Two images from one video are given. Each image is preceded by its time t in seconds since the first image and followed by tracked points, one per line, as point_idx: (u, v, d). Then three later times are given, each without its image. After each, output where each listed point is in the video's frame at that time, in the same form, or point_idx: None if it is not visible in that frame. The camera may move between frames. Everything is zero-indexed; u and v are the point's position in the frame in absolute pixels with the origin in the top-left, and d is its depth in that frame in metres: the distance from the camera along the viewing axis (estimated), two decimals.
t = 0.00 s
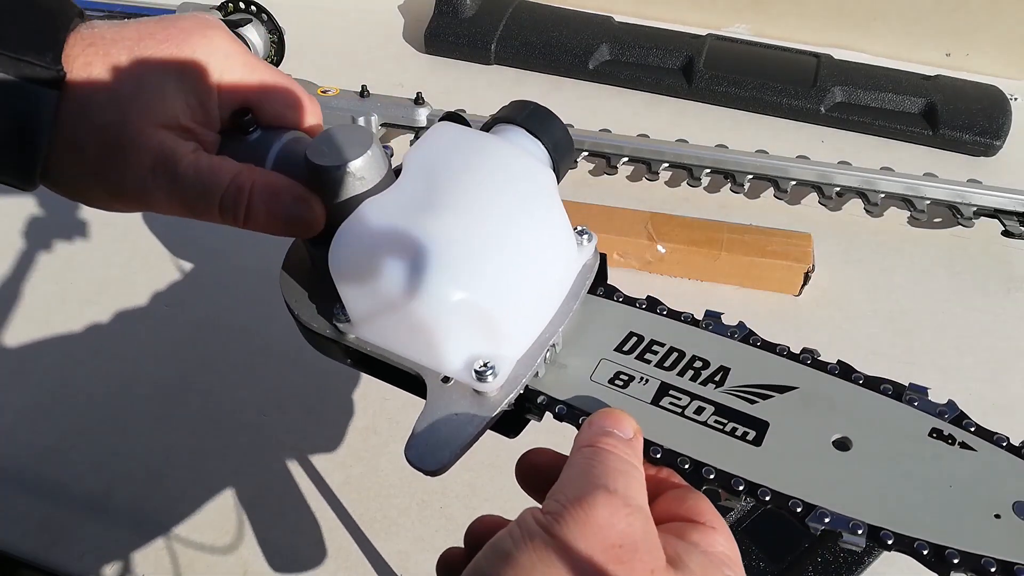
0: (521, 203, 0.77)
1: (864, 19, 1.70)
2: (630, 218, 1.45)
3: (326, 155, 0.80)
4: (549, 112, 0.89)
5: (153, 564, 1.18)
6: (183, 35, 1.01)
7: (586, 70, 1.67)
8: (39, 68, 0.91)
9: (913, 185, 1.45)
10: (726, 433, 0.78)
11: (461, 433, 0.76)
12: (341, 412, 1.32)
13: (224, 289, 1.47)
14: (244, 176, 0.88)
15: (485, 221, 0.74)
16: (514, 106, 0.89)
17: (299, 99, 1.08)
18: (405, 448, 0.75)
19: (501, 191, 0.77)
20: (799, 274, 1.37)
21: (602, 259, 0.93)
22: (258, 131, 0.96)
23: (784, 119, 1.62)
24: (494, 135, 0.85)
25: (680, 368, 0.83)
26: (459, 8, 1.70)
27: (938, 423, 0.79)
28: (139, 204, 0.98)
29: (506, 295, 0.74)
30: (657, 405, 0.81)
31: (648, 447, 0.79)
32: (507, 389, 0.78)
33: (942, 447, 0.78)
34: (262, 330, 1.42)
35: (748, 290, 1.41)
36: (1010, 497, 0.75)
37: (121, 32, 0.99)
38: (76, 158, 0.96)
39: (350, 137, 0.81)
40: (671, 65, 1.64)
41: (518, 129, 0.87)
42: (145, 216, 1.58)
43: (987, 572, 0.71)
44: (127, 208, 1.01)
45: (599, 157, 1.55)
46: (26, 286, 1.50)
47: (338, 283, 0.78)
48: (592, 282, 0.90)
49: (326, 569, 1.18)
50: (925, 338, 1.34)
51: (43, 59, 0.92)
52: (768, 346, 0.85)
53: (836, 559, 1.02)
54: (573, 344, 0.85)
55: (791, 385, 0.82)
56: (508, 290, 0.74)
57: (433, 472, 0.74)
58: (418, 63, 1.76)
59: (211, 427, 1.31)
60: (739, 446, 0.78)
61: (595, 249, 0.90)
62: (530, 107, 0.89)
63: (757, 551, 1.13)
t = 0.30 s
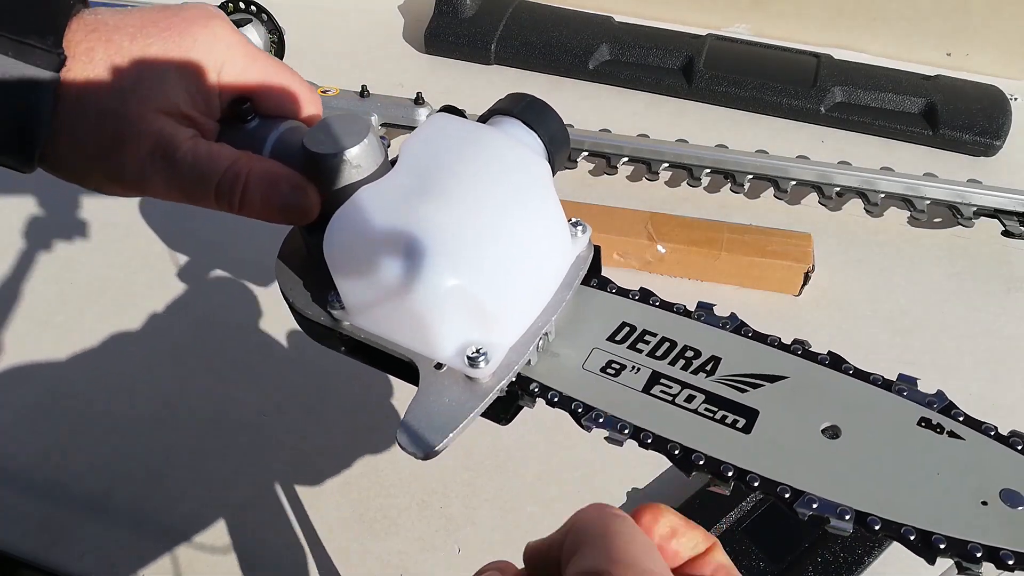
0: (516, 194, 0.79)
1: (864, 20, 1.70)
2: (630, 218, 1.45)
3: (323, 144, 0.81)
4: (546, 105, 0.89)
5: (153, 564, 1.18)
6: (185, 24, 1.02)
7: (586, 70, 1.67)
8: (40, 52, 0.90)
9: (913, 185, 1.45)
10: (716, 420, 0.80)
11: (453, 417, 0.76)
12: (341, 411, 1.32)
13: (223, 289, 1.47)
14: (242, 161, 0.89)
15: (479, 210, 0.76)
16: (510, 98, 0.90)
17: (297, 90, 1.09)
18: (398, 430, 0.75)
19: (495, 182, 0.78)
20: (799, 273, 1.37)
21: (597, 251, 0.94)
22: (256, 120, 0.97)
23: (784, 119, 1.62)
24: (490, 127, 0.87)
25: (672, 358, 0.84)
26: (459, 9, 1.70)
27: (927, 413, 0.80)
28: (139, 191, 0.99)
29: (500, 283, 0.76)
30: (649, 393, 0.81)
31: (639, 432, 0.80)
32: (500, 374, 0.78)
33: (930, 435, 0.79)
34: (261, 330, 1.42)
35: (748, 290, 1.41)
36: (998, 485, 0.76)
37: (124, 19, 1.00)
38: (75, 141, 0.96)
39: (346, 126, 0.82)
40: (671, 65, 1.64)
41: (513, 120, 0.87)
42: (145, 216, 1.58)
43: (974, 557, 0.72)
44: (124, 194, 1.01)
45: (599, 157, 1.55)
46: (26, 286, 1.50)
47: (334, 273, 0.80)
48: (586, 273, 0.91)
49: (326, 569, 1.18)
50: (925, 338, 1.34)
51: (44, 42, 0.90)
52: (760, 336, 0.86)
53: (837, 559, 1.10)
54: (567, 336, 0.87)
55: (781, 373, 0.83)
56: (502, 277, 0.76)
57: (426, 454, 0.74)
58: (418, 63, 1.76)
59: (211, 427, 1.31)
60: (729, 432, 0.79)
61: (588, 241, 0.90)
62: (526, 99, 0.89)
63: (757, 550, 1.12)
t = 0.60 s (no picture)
0: (498, 144, 0.89)
1: (864, 20, 1.69)
2: (630, 218, 1.45)
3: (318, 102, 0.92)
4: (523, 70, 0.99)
5: (153, 564, 1.18)
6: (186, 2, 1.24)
7: (586, 70, 1.67)
8: (49, 17, 1.04)
9: (913, 185, 1.45)
10: (703, 342, 0.91)
11: (448, 347, 0.86)
12: (341, 410, 1.33)
13: (223, 288, 1.47)
14: (235, 122, 1.01)
15: (466, 156, 0.86)
16: (496, 65, 1.00)
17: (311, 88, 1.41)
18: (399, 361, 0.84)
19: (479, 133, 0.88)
20: (798, 273, 1.36)
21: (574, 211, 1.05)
22: (246, 91, 1.11)
23: (784, 119, 1.62)
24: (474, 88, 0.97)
25: (654, 293, 0.95)
26: (459, 8, 1.70)
27: (898, 322, 0.92)
28: (135, 149, 1.13)
29: (485, 222, 0.86)
30: (636, 323, 0.92)
31: (630, 355, 0.90)
32: (492, 311, 0.88)
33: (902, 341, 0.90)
34: (261, 329, 1.42)
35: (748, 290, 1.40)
36: (968, 377, 0.86)
37: None
38: (83, 101, 1.12)
39: (335, 88, 0.94)
40: (671, 65, 1.64)
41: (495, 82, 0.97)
42: (145, 215, 1.58)
43: (952, 437, 0.82)
44: (126, 152, 1.17)
45: (599, 157, 1.55)
46: (26, 286, 1.50)
47: (330, 223, 0.90)
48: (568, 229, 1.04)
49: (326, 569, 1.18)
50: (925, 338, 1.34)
51: (54, 7, 1.05)
52: (736, 272, 0.98)
53: (838, 559, 1.10)
54: (555, 281, 0.98)
55: (757, 301, 0.94)
56: (487, 217, 0.86)
57: (426, 381, 0.83)
58: (418, 63, 1.76)
59: (212, 426, 1.31)
60: (714, 350, 0.90)
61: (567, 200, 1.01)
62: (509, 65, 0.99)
63: (757, 550, 1.12)
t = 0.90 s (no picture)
0: (501, 122, 0.96)
1: (864, 20, 1.70)
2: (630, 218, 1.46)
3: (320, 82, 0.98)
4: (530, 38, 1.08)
5: (154, 564, 1.18)
6: None
7: (586, 70, 1.67)
8: (50, 10, 1.12)
9: (913, 185, 1.44)
10: (720, 312, 1.10)
11: (458, 327, 0.96)
12: (341, 410, 1.33)
13: (224, 288, 1.47)
14: (237, 105, 1.07)
15: (473, 139, 0.92)
16: (498, 33, 1.08)
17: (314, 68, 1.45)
18: (411, 344, 0.95)
19: (486, 114, 0.95)
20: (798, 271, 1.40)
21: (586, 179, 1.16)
22: (246, 75, 1.16)
23: (784, 119, 1.62)
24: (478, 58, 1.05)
25: (671, 266, 1.15)
26: (459, 9, 1.70)
27: (922, 287, 1.13)
28: (138, 135, 1.18)
29: (491, 202, 0.93)
30: (654, 297, 1.12)
31: (648, 331, 1.10)
32: (501, 293, 0.98)
33: (927, 306, 1.11)
34: (261, 329, 1.42)
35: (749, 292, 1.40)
36: (992, 346, 1.07)
37: None
38: (87, 92, 1.18)
39: (335, 68, 1.00)
40: (671, 65, 1.64)
41: (506, 56, 1.06)
42: (144, 215, 1.58)
43: (983, 408, 1.02)
44: (129, 141, 1.22)
45: (599, 157, 1.55)
46: (26, 286, 1.50)
47: (340, 202, 0.98)
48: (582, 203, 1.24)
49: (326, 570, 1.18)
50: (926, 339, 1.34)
51: None
52: (754, 239, 1.18)
53: (838, 559, 1.10)
54: (570, 256, 1.17)
55: (776, 271, 1.14)
56: (493, 198, 0.93)
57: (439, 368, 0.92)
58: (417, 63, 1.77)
59: (211, 427, 1.31)
60: (735, 322, 1.10)
61: (577, 170, 1.13)
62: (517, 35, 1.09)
63: (757, 551, 1.12)
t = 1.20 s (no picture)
0: (507, 167, 0.84)
1: (864, 20, 1.70)
2: (630, 218, 1.45)
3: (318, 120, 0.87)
4: (539, 80, 0.95)
5: (154, 563, 1.18)
6: (191, 9, 1.20)
7: (586, 70, 1.67)
8: (53, 34, 1.04)
9: (913, 185, 1.45)
10: (709, 386, 0.86)
11: (446, 383, 0.83)
12: (341, 410, 1.33)
13: (224, 288, 1.47)
14: (241, 138, 0.98)
15: (472, 184, 0.81)
16: (506, 73, 0.95)
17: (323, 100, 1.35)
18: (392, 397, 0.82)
19: (489, 158, 0.84)
20: (799, 274, 1.36)
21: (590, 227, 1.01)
22: (255, 103, 1.08)
23: (784, 119, 1.62)
24: (481, 101, 0.92)
25: (665, 327, 0.91)
26: (459, 9, 1.70)
27: (920, 375, 0.85)
28: (138, 167, 1.10)
29: (489, 251, 0.82)
30: (643, 362, 0.88)
31: (632, 399, 0.85)
32: (491, 346, 0.85)
33: (926, 398, 0.83)
34: (261, 330, 1.42)
35: (748, 290, 1.41)
36: (994, 446, 0.79)
37: (131, 3, 1.16)
38: (85, 117, 1.10)
39: (342, 102, 0.88)
40: (671, 65, 1.64)
41: (511, 98, 0.93)
42: (145, 215, 1.58)
43: (967, 517, 0.75)
44: (126, 169, 1.13)
45: (598, 157, 1.55)
46: (26, 286, 1.50)
47: (331, 245, 0.87)
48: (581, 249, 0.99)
49: (326, 569, 1.18)
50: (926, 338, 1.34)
51: (58, 25, 1.05)
52: (755, 306, 0.92)
53: (838, 559, 1.10)
54: (563, 308, 0.94)
55: (775, 342, 0.89)
56: (491, 247, 0.82)
57: (416, 423, 0.80)
58: (417, 63, 1.76)
59: (211, 427, 1.31)
60: (723, 399, 0.85)
61: (583, 216, 0.96)
62: (521, 76, 0.95)
63: (757, 551, 1.12)
